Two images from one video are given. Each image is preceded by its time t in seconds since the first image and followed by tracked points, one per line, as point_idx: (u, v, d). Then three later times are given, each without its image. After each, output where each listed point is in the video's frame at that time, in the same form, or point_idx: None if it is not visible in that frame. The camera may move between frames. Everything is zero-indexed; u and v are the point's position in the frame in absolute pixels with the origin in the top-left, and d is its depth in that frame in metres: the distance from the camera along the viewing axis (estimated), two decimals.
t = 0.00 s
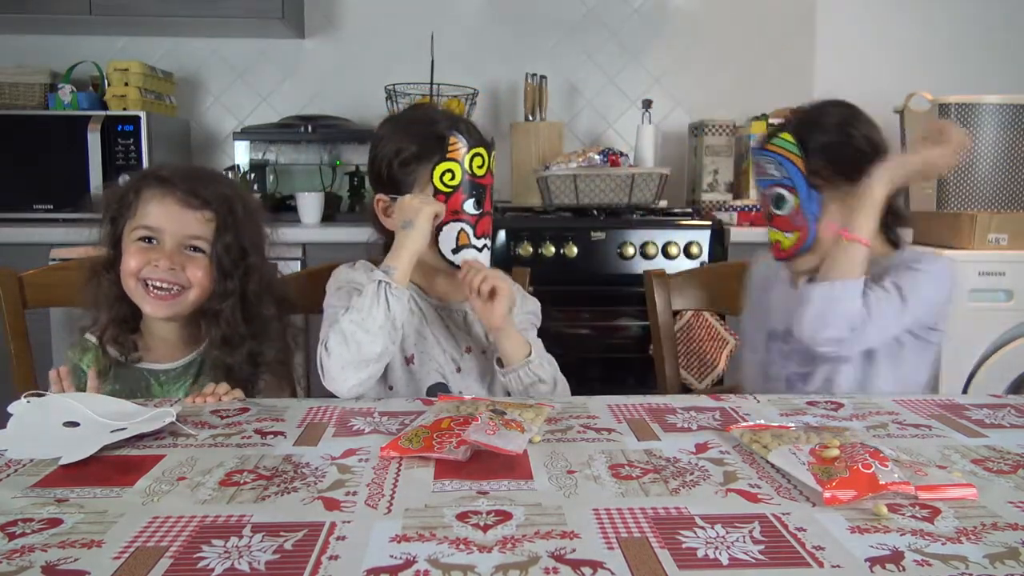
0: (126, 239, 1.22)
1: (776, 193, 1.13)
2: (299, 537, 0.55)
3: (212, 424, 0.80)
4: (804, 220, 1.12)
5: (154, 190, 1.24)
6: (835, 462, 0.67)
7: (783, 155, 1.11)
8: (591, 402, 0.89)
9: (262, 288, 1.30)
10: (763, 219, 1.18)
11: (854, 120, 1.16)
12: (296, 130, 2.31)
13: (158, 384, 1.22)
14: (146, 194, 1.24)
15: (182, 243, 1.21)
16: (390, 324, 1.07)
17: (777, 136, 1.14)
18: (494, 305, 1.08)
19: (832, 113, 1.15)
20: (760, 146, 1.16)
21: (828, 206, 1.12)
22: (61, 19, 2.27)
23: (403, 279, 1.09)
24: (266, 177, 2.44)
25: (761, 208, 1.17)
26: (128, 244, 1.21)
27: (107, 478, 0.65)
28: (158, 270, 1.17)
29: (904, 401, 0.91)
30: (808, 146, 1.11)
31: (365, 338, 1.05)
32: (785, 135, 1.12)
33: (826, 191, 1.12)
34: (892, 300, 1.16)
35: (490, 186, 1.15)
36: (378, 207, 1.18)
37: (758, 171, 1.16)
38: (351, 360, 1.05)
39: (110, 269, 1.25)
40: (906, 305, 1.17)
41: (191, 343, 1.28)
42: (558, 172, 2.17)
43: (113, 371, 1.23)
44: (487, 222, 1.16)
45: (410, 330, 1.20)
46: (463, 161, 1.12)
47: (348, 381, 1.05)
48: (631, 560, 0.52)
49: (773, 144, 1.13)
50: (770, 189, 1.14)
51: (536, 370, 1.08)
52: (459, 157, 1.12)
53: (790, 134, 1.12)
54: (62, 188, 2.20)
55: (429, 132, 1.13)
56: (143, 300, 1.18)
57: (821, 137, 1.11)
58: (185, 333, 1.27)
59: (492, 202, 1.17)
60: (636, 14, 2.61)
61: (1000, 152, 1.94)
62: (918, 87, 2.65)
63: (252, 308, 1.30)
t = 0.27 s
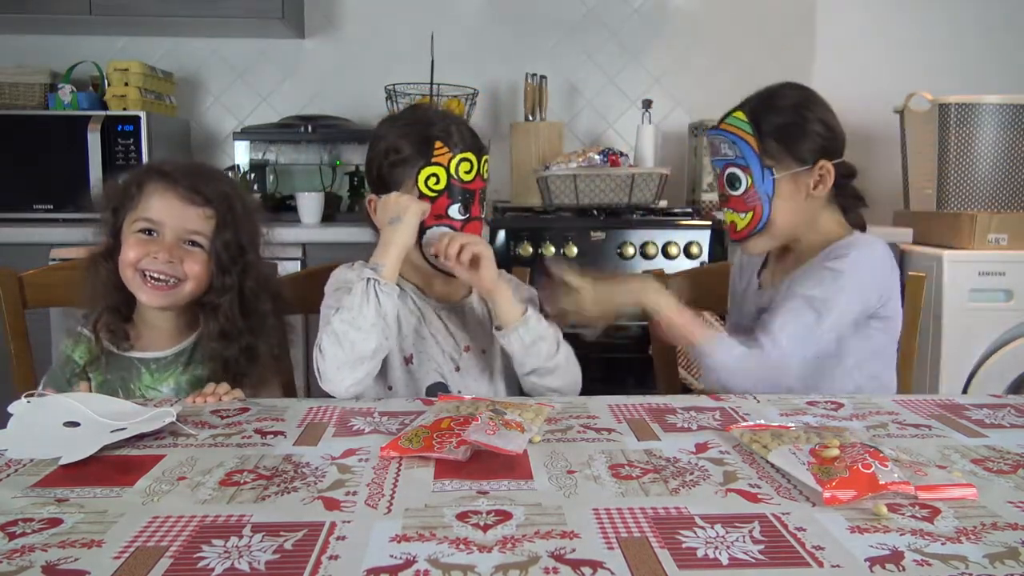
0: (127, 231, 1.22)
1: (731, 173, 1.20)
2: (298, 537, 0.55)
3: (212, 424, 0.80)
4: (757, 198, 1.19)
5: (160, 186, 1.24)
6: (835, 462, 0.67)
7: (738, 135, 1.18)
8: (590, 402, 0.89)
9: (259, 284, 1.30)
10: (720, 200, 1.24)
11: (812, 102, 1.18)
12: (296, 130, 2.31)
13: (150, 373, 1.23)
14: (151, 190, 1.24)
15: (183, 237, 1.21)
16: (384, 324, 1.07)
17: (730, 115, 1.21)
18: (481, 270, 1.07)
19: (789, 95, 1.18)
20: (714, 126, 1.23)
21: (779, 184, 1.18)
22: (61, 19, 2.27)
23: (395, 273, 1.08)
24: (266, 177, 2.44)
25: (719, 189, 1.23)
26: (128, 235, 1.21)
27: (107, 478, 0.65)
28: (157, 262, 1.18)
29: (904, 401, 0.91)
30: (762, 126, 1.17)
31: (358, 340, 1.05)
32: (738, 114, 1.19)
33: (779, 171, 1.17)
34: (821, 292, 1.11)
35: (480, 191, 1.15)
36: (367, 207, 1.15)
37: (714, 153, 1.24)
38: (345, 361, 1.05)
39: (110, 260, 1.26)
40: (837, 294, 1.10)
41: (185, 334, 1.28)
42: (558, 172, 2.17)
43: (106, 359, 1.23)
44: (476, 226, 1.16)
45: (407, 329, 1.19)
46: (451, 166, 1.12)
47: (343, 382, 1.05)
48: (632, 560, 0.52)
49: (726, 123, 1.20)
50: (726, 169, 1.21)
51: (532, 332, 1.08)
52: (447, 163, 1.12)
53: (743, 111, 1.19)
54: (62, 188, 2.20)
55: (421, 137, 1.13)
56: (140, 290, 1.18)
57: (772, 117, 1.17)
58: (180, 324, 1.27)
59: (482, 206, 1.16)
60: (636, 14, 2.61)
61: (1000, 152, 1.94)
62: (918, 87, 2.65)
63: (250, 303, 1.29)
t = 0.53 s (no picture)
0: (120, 222, 1.21)
1: (737, 207, 1.17)
2: (298, 537, 0.55)
3: (212, 424, 0.80)
4: (765, 232, 1.16)
5: (151, 181, 1.23)
6: (835, 462, 0.67)
7: (739, 171, 1.15)
8: (590, 402, 0.89)
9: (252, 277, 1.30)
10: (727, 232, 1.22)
11: (814, 130, 1.17)
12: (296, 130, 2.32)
13: (143, 363, 1.23)
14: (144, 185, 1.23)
15: (176, 231, 1.21)
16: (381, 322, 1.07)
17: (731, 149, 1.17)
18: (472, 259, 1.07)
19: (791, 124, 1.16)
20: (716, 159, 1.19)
21: (788, 216, 1.16)
22: (61, 19, 2.28)
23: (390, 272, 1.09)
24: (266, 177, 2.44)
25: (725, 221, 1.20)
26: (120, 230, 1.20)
27: (108, 478, 0.65)
28: (150, 256, 1.17)
29: (904, 401, 0.91)
30: (763, 161, 1.14)
31: (355, 338, 1.05)
32: (739, 150, 1.15)
33: (783, 205, 1.16)
34: (904, 331, 1.11)
35: (477, 194, 1.11)
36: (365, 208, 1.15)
37: (718, 185, 1.20)
38: (343, 358, 1.05)
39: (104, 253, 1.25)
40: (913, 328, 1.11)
41: (178, 325, 1.28)
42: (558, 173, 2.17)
43: (98, 350, 1.22)
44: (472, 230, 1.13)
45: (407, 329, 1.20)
46: (446, 169, 1.08)
47: (342, 379, 1.05)
48: (631, 560, 0.52)
49: (728, 159, 1.16)
50: (731, 203, 1.18)
51: (529, 319, 1.09)
52: (442, 166, 1.08)
53: (744, 149, 1.14)
54: (62, 188, 2.20)
55: (417, 138, 1.12)
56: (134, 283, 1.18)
57: (776, 151, 1.14)
58: (172, 315, 1.27)
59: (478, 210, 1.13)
60: (636, 14, 2.61)
61: (1000, 152, 1.94)
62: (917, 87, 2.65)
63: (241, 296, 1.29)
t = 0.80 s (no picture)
0: (117, 225, 1.22)
1: (781, 205, 1.16)
2: (298, 537, 0.55)
3: (212, 424, 0.80)
4: (809, 231, 1.15)
5: (148, 181, 1.22)
6: (834, 462, 0.67)
7: (789, 168, 1.14)
8: (590, 402, 0.89)
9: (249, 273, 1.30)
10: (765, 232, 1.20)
11: (859, 130, 1.18)
12: (296, 130, 2.32)
13: (144, 358, 1.23)
14: (142, 186, 1.22)
15: (172, 232, 1.21)
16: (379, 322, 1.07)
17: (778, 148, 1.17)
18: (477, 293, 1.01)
19: (837, 126, 1.17)
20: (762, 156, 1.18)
21: (833, 217, 1.15)
22: (61, 19, 2.27)
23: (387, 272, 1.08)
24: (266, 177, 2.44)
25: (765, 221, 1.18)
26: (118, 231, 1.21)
27: (108, 478, 0.65)
28: (149, 258, 1.18)
29: (904, 401, 0.91)
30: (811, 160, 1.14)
31: (353, 337, 1.05)
32: (789, 147, 1.15)
33: (829, 205, 1.15)
34: (939, 341, 1.10)
35: (477, 193, 1.12)
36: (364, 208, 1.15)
37: (762, 183, 1.19)
38: (341, 358, 1.05)
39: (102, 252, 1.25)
40: (946, 337, 1.11)
41: (178, 321, 1.28)
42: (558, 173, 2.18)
43: (99, 346, 1.23)
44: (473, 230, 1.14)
45: (406, 329, 1.20)
46: (447, 169, 1.10)
47: (341, 378, 1.05)
48: (631, 560, 0.52)
49: (777, 155, 1.15)
50: (775, 201, 1.17)
51: (536, 330, 1.09)
52: (442, 165, 1.10)
53: (794, 146, 1.14)
54: (62, 188, 2.20)
55: (417, 138, 1.12)
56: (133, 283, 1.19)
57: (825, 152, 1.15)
58: (173, 312, 1.27)
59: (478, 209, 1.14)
60: (636, 14, 2.61)
61: (1000, 152, 1.94)
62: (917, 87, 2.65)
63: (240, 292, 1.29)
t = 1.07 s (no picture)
0: (111, 228, 1.23)
1: (801, 203, 1.18)
2: (298, 537, 0.55)
3: (212, 424, 0.80)
4: (829, 229, 1.17)
5: (136, 184, 1.23)
6: (834, 462, 0.67)
7: (811, 165, 1.16)
8: (590, 402, 0.89)
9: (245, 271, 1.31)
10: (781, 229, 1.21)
11: (881, 127, 1.18)
12: (296, 130, 2.32)
13: (144, 357, 1.23)
14: (130, 188, 1.23)
15: (164, 232, 1.22)
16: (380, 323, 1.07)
17: (800, 144, 1.18)
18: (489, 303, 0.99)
19: (857, 122, 1.18)
20: (783, 153, 1.20)
21: (853, 215, 1.17)
22: (61, 19, 2.27)
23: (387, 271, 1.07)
24: (266, 177, 2.44)
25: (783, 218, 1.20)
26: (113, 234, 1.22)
27: (107, 479, 0.65)
28: (143, 260, 1.19)
29: (905, 401, 0.91)
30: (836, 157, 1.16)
31: (353, 338, 1.05)
32: (812, 144, 1.16)
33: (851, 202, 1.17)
34: (947, 339, 1.10)
35: (480, 193, 1.13)
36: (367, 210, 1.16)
37: (779, 180, 1.21)
38: (342, 358, 1.05)
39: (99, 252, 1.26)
40: (954, 337, 1.11)
41: (176, 319, 1.28)
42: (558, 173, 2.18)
43: (99, 345, 1.23)
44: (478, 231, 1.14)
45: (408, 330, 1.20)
46: (449, 169, 1.10)
47: (342, 379, 1.05)
48: (631, 560, 0.52)
49: (799, 153, 1.17)
50: (796, 198, 1.19)
51: (547, 339, 1.10)
52: (444, 165, 1.10)
53: (817, 142, 1.16)
54: (61, 188, 2.20)
55: (418, 139, 1.12)
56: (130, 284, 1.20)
57: (846, 148, 1.16)
58: (171, 312, 1.27)
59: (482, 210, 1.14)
60: (636, 14, 2.61)
61: (1001, 152, 1.94)
62: (917, 87, 2.65)
63: (235, 291, 1.30)
